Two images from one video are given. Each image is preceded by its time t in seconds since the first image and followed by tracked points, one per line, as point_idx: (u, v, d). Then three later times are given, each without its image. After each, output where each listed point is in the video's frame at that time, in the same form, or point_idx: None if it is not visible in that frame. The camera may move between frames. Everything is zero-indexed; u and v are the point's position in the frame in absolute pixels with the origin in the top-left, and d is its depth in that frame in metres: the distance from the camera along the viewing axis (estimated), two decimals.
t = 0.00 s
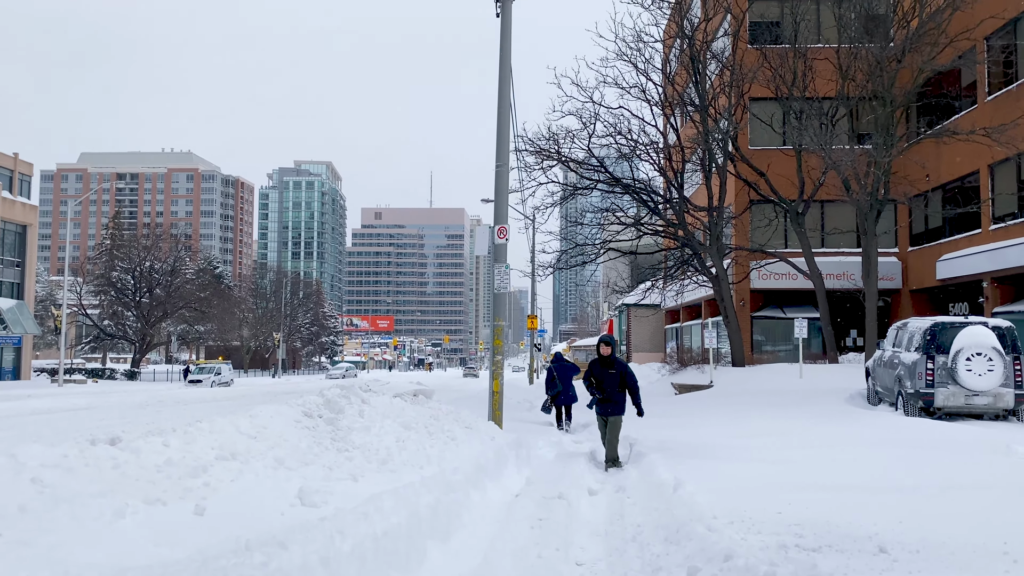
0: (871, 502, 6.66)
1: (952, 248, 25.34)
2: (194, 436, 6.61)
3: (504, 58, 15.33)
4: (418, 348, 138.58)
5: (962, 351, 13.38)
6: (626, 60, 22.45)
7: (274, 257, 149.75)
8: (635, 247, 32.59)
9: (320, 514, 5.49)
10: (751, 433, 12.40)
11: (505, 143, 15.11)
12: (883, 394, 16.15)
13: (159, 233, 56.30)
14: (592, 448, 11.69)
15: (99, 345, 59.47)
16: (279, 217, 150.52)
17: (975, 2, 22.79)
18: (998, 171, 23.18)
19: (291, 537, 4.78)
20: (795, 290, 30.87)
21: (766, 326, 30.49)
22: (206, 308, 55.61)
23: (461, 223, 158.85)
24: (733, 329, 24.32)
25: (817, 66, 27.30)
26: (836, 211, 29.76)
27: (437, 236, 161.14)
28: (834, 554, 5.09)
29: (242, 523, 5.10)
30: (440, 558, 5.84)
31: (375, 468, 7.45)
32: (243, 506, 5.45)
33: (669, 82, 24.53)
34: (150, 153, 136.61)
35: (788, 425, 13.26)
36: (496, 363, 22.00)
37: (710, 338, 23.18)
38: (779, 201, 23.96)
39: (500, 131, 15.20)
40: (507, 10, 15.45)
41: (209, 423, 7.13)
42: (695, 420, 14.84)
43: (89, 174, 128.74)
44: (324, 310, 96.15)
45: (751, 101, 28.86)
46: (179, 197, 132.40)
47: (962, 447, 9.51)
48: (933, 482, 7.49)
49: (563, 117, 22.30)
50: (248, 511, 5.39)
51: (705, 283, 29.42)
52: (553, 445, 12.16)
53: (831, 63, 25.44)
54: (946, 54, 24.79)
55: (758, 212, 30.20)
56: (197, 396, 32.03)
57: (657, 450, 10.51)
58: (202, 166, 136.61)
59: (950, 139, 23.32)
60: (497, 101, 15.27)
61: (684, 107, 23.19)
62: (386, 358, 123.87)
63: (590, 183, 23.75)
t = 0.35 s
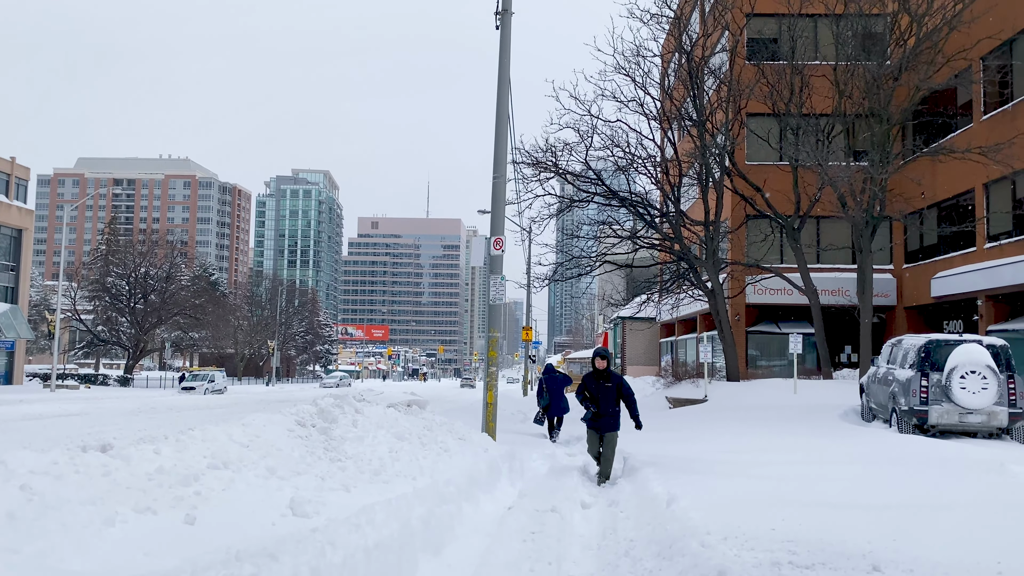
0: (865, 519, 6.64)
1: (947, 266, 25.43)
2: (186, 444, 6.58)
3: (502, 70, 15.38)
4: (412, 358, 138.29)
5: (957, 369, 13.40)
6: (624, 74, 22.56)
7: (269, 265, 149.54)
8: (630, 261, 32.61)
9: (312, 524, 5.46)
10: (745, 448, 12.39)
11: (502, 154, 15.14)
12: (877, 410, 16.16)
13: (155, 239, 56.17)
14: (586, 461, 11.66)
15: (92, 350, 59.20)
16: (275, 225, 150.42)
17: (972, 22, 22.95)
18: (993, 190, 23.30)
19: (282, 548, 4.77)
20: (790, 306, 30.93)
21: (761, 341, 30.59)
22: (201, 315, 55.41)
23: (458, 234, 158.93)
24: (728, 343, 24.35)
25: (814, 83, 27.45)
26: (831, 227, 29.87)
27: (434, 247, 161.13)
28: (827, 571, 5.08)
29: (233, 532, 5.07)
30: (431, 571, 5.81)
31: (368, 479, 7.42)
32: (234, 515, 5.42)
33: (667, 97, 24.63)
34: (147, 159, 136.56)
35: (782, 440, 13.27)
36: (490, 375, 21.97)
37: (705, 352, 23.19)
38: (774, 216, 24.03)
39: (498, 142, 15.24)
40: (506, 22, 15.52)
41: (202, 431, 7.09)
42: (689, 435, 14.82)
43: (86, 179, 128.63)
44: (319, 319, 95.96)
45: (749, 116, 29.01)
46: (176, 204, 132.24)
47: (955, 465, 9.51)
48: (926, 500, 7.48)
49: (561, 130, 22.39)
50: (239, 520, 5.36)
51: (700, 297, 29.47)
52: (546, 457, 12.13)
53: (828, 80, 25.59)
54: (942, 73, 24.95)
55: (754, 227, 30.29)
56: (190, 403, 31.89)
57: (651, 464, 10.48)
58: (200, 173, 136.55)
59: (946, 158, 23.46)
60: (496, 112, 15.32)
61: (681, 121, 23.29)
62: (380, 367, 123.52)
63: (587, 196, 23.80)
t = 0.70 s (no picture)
0: (851, 544, 6.61)
1: (932, 287, 25.61)
2: (166, 460, 6.47)
3: (492, 87, 15.42)
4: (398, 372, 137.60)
5: (942, 392, 13.45)
6: (614, 93, 22.71)
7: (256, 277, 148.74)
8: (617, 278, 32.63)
9: (293, 545, 5.37)
10: (731, 468, 12.36)
11: (491, 170, 15.14)
12: (862, 432, 16.19)
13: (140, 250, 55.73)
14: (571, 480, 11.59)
15: (74, 361, 58.48)
16: (262, 237, 149.82)
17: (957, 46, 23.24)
18: (978, 213, 23.53)
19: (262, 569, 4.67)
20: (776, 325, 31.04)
21: (747, 360, 30.67)
22: (185, 327, 54.90)
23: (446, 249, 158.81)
24: (714, 362, 24.37)
25: (801, 104, 27.69)
26: (818, 247, 30.06)
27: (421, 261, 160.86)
28: None
29: (212, 552, 4.98)
30: None
31: (350, 497, 7.32)
32: (215, 534, 5.33)
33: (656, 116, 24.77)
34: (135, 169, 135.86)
35: (768, 461, 13.24)
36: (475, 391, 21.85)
37: (691, 371, 23.19)
38: (761, 235, 24.14)
39: (487, 158, 15.25)
40: (497, 39, 15.59)
41: (182, 447, 6.98)
42: (675, 454, 14.78)
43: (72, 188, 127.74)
44: (304, 332, 95.40)
45: (736, 136, 29.22)
46: (162, 215, 131.44)
47: (940, 488, 9.52)
48: (912, 523, 7.47)
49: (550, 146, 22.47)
50: (219, 539, 5.26)
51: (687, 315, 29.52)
52: (532, 476, 12.04)
53: (814, 102, 25.82)
54: (927, 97, 25.23)
55: (740, 247, 30.45)
56: (171, 416, 31.46)
57: (637, 484, 10.42)
58: (187, 184, 135.95)
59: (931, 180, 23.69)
60: (485, 128, 15.34)
61: (670, 140, 23.42)
62: (365, 382, 122.75)
63: (575, 212, 23.85)
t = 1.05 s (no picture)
0: (828, 549, 6.61)
1: (906, 296, 25.91)
2: (135, 464, 6.30)
3: (472, 91, 15.35)
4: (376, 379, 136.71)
5: (917, 398, 13.51)
6: (594, 100, 22.74)
7: (232, 283, 147.27)
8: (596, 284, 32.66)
9: (264, 552, 5.24)
10: (709, 474, 12.35)
11: (471, 174, 15.06)
12: (838, 438, 16.27)
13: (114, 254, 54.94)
14: (549, 487, 11.50)
15: (44, 366, 57.40)
16: (239, 242, 148.46)
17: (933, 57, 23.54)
18: (951, 223, 23.83)
19: None
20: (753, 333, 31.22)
21: (724, 367, 30.80)
22: (159, 332, 54.12)
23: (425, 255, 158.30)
24: (692, 369, 24.41)
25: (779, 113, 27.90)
26: (795, 255, 30.29)
27: (400, 267, 160.22)
28: None
29: (182, 558, 4.84)
30: None
31: (324, 503, 7.17)
32: (184, 539, 5.18)
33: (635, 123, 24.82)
34: (110, 173, 134.22)
35: (745, 467, 13.25)
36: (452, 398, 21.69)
37: (669, 378, 23.20)
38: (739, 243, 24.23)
39: (467, 162, 15.16)
40: (477, 43, 15.54)
41: (151, 451, 6.80)
42: (653, 461, 14.74)
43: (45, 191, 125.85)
44: (281, 338, 94.51)
45: (715, 144, 29.40)
46: (138, 219, 129.80)
47: (917, 494, 9.56)
48: (892, 529, 7.46)
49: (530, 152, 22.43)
50: (188, 544, 5.12)
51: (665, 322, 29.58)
52: (510, 483, 11.95)
53: (792, 111, 26.03)
54: (903, 107, 25.54)
55: (718, 254, 30.60)
56: (143, 422, 30.90)
57: (615, 490, 10.35)
58: (163, 188, 134.36)
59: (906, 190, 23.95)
60: (465, 132, 15.26)
61: (649, 147, 23.48)
62: (342, 389, 121.72)
63: (554, 218, 23.81)
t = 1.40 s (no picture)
0: (801, 544, 6.55)
1: (872, 290, 26.22)
2: (87, 465, 6.02)
3: (441, 82, 15.13)
4: (345, 376, 135.61)
5: (884, 391, 13.55)
6: (564, 94, 22.64)
7: (198, 279, 145.04)
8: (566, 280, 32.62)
9: (222, 555, 5.03)
10: (678, 469, 12.32)
11: (440, 167, 14.85)
12: (806, 432, 16.36)
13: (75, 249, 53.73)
14: (519, 484, 11.36)
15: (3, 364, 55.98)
16: (205, 238, 146.26)
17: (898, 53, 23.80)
18: (916, 218, 24.14)
19: None
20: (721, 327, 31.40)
21: (692, 362, 30.93)
22: (123, 329, 53.09)
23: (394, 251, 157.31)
24: (662, 364, 24.44)
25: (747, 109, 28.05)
26: (762, 250, 30.51)
27: (369, 263, 159.08)
28: None
29: (133, 563, 4.62)
30: None
31: (288, 503, 6.96)
32: (137, 542, 4.96)
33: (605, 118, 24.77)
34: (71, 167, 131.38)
35: (715, 461, 13.24)
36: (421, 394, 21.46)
37: (639, 373, 23.19)
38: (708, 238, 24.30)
39: (436, 154, 14.95)
40: (446, 34, 15.33)
41: (105, 451, 6.53)
42: (623, 455, 14.68)
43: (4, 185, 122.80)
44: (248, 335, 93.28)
45: (684, 140, 29.49)
46: (100, 214, 127.23)
47: (886, 487, 9.59)
48: (863, 523, 7.44)
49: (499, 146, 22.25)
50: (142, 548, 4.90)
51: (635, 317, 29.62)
52: (480, 479, 11.80)
53: (760, 106, 26.18)
54: (869, 103, 25.82)
55: (687, 249, 30.72)
56: (106, 420, 30.21)
57: (586, 486, 10.25)
58: (126, 183, 131.79)
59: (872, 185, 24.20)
60: (433, 124, 15.03)
61: (619, 142, 23.43)
62: (310, 386, 120.50)
63: (525, 213, 23.66)
